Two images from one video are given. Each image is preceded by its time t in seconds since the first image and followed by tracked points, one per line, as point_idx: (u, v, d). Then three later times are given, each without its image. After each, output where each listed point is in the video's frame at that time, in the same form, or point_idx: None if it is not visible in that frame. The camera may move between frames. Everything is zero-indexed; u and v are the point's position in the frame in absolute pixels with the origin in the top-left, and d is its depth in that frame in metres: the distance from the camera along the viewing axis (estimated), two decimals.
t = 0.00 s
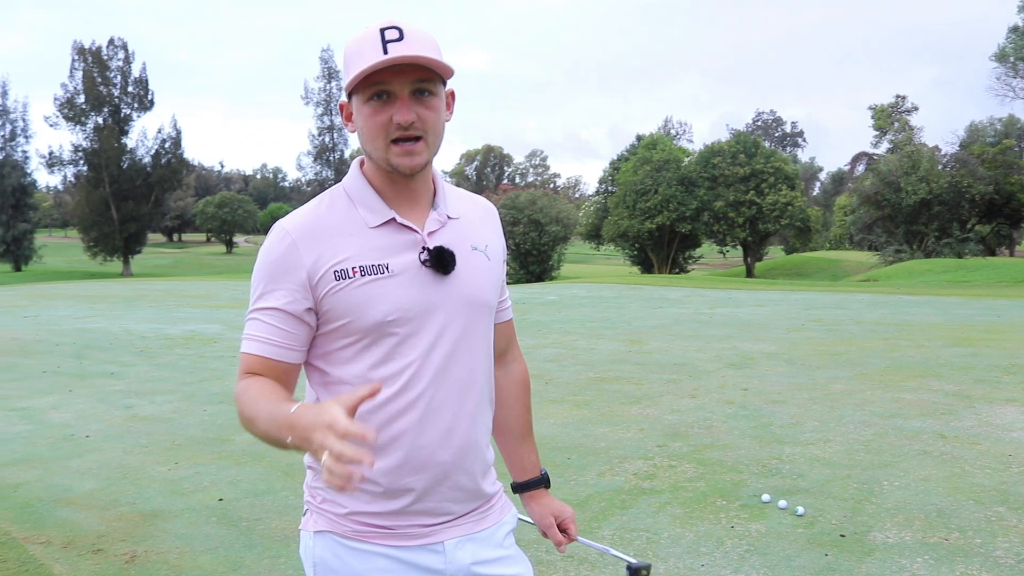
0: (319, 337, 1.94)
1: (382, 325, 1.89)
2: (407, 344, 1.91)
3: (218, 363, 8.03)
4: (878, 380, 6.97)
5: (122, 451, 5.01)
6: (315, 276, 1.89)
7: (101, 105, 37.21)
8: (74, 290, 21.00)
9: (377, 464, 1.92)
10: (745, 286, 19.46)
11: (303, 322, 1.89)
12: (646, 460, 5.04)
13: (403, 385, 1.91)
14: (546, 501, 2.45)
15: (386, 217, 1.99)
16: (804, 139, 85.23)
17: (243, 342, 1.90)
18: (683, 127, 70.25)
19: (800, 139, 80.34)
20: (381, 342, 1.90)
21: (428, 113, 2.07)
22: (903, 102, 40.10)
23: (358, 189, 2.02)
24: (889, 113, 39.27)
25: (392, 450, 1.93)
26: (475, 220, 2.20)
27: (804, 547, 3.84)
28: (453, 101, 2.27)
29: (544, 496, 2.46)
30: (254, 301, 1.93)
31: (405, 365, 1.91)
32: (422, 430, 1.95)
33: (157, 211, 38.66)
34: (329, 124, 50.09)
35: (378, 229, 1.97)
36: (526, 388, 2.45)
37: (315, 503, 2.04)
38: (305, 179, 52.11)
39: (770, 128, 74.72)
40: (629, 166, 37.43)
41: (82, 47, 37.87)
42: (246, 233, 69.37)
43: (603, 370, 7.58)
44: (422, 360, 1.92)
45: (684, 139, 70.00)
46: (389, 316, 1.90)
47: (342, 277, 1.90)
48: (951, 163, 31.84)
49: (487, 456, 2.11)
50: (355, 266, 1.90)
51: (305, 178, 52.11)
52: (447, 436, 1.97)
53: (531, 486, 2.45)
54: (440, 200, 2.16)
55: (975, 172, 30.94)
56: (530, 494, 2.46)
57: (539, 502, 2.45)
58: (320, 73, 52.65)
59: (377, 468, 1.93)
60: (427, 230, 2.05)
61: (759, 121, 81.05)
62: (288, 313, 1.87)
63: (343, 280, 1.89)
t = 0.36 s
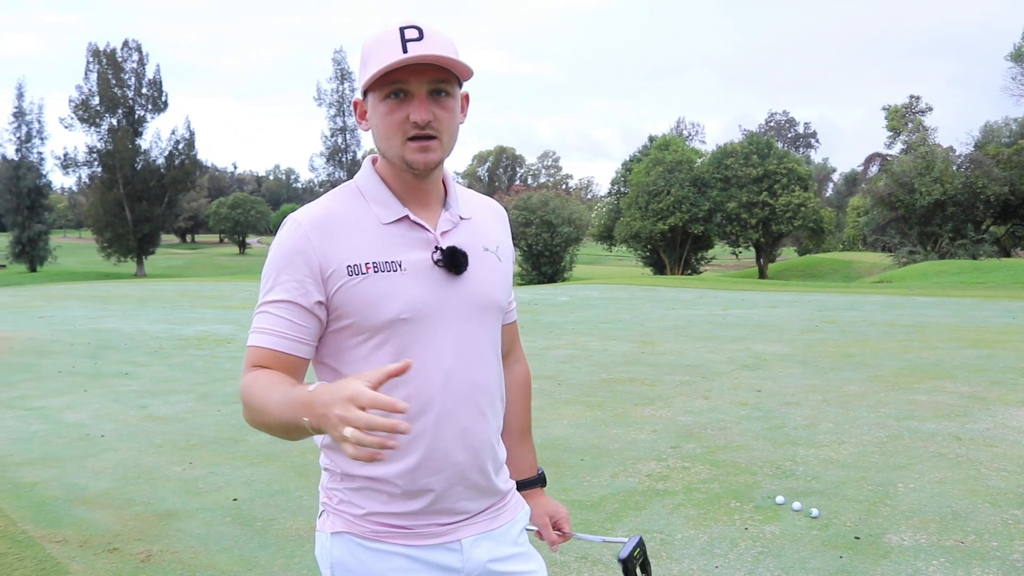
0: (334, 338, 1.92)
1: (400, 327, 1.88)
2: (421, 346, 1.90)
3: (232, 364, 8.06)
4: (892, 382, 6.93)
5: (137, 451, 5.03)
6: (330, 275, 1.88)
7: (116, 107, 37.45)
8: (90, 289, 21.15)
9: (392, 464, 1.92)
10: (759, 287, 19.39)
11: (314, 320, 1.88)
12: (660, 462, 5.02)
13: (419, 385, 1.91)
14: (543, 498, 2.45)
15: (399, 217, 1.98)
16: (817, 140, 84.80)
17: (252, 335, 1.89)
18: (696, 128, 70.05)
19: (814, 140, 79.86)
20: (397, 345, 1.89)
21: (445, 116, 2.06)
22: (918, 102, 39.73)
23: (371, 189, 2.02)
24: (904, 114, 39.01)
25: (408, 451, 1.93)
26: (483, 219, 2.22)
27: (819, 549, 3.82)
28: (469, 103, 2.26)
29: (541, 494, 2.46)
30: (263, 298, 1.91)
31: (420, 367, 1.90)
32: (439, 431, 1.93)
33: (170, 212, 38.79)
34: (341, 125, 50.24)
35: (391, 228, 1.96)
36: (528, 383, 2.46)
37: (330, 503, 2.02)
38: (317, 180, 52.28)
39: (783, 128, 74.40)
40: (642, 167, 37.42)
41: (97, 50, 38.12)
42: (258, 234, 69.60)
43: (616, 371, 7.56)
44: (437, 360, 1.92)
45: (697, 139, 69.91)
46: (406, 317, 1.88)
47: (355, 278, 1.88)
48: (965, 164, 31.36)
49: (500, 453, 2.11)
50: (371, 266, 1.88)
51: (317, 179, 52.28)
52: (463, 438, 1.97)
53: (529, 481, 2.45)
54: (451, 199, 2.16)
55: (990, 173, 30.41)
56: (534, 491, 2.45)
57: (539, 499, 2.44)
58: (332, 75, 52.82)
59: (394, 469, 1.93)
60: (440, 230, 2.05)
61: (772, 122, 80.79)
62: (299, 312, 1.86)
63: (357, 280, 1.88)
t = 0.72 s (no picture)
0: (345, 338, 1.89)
1: (410, 327, 1.87)
2: (432, 346, 1.90)
3: (244, 363, 8.09)
4: (904, 382, 6.91)
5: (150, 449, 5.06)
6: (343, 273, 1.87)
7: (129, 107, 37.64)
8: (104, 289, 21.28)
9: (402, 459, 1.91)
10: (771, 287, 19.35)
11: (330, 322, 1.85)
12: (671, 462, 5.02)
13: (429, 383, 1.90)
14: (552, 492, 2.44)
15: (410, 216, 1.99)
16: (830, 139, 84.41)
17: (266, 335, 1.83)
18: (708, 128, 69.79)
19: (826, 139, 79.43)
20: (408, 346, 1.87)
21: (458, 116, 2.06)
22: (931, 102, 39.28)
23: (379, 187, 2.01)
24: (916, 113, 38.56)
25: (417, 448, 1.92)
26: (488, 219, 2.24)
27: (830, 550, 3.81)
28: (480, 108, 2.27)
29: (554, 487, 2.45)
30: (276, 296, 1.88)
31: (429, 365, 1.90)
32: (447, 428, 1.94)
33: (182, 212, 38.93)
34: (352, 125, 50.35)
35: (401, 226, 1.96)
36: (534, 383, 2.45)
37: (333, 499, 2.01)
38: (329, 180, 52.41)
39: (794, 127, 74.05)
40: (654, 167, 37.38)
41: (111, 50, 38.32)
42: (270, 234, 69.86)
43: (627, 371, 7.56)
44: (445, 358, 1.92)
45: (708, 138, 69.68)
46: (419, 318, 1.88)
47: (368, 275, 1.88)
48: (979, 164, 31.40)
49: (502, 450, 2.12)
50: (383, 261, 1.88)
51: (329, 179, 52.42)
52: (470, 434, 1.98)
53: (541, 475, 2.44)
54: (458, 199, 2.17)
55: (1003, 172, 30.31)
56: (537, 486, 2.44)
57: (544, 493, 2.44)
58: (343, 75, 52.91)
59: (402, 463, 1.92)
60: (448, 228, 2.06)
61: (783, 121, 80.63)
62: (313, 311, 1.81)
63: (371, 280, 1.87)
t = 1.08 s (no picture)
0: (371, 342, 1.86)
1: (435, 331, 1.88)
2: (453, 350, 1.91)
3: (253, 362, 8.12)
4: (912, 381, 6.90)
5: (160, 448, 5.08)
6: (377, 281, 1.82)
7: (138, 107, 37.76)
8: (116, 288, 21.39)
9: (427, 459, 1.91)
10: (780, 286, 19.31)
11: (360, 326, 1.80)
12: (680, 461, 5.01)
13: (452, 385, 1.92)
14: (538, 474, 2.46)
15: (429, 224, 1.97)
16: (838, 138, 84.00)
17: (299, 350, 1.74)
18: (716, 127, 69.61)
19: (834, 137, 79.01)
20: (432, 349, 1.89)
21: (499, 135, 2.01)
22: (940, 101, 39.00)
23: (405, 196, 1.96)
24: (925, 112, 38.08)
25: (442, 444, 1.93)
26: (491, 220, 2.26)
27: (840, 549, 3.80)
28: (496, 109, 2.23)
29: (538, 468, 2.48)
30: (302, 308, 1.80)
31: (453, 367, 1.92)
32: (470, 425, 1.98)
33: (191, 212, 39.04)
34: (360, 124, 50.39)
35: (422, 233, 1.95)
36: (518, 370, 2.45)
37: (351, 495, 1.97)
38: (336, 180, 52.51)
39: (802, 126, 73.72)
40: (662, 167, 37.35)
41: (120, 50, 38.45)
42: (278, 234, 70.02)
43: (636, 370, 7.56)
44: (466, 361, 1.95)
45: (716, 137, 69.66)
46: (443, 322, 1.89)
47: (398, 284, 1.85)
48: (988, 162, 31.46)
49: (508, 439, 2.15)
50: (411, 272, 1.86)
51: (337, 179, 52.51)
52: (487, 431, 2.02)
53: (526, 458, 2.45)
54: (467, 202, 2.18)
55: (1014, 171, 30.52)
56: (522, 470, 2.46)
57: (530, 476, 2.45)
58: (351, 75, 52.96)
59: (427, 462, 1.93)
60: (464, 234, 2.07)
61: (792, 120, 80.42)
62: (355, 323, 1.75)
63: (402, 289, 1.85)
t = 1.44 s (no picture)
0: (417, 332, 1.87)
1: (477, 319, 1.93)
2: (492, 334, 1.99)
3: (260, 361, 8.15)
4: (918, 381, 6.89)
5: (167, 447, 5.10)
6: (429, 275, 1.84)
7: (145, 107, 37.85)
8: (123, 288, 21.48)
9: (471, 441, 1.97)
10: (786, 286, 19.27)
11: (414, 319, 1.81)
12: (685, 460, 5.02)
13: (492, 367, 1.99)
14: (519, 451, 2.53)
15: (462, 221, 2.00)
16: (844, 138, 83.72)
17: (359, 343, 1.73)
18: (722, 127, 69.49)
19: (840, 138, 78.84)
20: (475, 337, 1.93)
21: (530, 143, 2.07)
22: (946, 101, 38.86)
23: (438, 197, 1.98)
24: (932, 112, 38.04)
25: (483, 428, 1.99)
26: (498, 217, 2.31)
27: (845, 549, 3.80)
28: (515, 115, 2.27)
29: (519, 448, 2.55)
30: (355, 307, 1.78)
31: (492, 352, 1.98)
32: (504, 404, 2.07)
33: (198, 212, 39.13)
34: (366, 124, 50.41)
35: (457, 230, 1.98)
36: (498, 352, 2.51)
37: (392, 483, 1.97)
38: (342, 179, 52.57)
39: (809, 126, 73.50)
40: (668, 167, 37.31)
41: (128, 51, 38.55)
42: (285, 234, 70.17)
43: (642, 370, 7.56)
44: (499, 343, 2.02)
45: (721, 137, 69.58)
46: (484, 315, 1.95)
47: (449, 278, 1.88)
48: (995, 162, 31.34)
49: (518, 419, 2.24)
50: (460, 266, 1.90)
51: (343, 179, 52.58)
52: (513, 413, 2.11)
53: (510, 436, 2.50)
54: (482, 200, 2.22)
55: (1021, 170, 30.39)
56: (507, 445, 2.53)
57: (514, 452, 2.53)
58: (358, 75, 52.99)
59: (471, 444, 1.98)
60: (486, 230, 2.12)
61: (798, 120, 80.24)
62: (408, 318, 1.76)
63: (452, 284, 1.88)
